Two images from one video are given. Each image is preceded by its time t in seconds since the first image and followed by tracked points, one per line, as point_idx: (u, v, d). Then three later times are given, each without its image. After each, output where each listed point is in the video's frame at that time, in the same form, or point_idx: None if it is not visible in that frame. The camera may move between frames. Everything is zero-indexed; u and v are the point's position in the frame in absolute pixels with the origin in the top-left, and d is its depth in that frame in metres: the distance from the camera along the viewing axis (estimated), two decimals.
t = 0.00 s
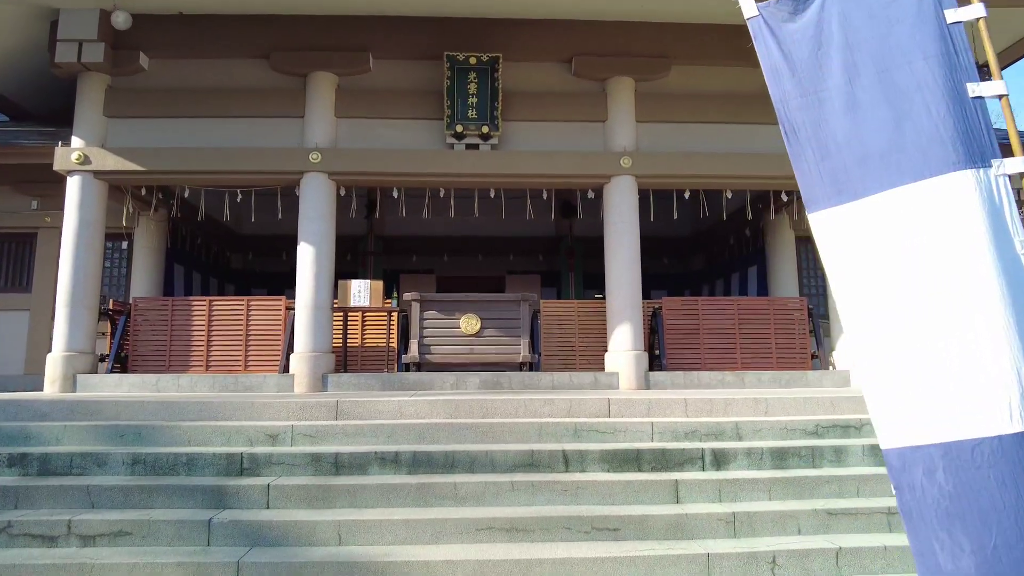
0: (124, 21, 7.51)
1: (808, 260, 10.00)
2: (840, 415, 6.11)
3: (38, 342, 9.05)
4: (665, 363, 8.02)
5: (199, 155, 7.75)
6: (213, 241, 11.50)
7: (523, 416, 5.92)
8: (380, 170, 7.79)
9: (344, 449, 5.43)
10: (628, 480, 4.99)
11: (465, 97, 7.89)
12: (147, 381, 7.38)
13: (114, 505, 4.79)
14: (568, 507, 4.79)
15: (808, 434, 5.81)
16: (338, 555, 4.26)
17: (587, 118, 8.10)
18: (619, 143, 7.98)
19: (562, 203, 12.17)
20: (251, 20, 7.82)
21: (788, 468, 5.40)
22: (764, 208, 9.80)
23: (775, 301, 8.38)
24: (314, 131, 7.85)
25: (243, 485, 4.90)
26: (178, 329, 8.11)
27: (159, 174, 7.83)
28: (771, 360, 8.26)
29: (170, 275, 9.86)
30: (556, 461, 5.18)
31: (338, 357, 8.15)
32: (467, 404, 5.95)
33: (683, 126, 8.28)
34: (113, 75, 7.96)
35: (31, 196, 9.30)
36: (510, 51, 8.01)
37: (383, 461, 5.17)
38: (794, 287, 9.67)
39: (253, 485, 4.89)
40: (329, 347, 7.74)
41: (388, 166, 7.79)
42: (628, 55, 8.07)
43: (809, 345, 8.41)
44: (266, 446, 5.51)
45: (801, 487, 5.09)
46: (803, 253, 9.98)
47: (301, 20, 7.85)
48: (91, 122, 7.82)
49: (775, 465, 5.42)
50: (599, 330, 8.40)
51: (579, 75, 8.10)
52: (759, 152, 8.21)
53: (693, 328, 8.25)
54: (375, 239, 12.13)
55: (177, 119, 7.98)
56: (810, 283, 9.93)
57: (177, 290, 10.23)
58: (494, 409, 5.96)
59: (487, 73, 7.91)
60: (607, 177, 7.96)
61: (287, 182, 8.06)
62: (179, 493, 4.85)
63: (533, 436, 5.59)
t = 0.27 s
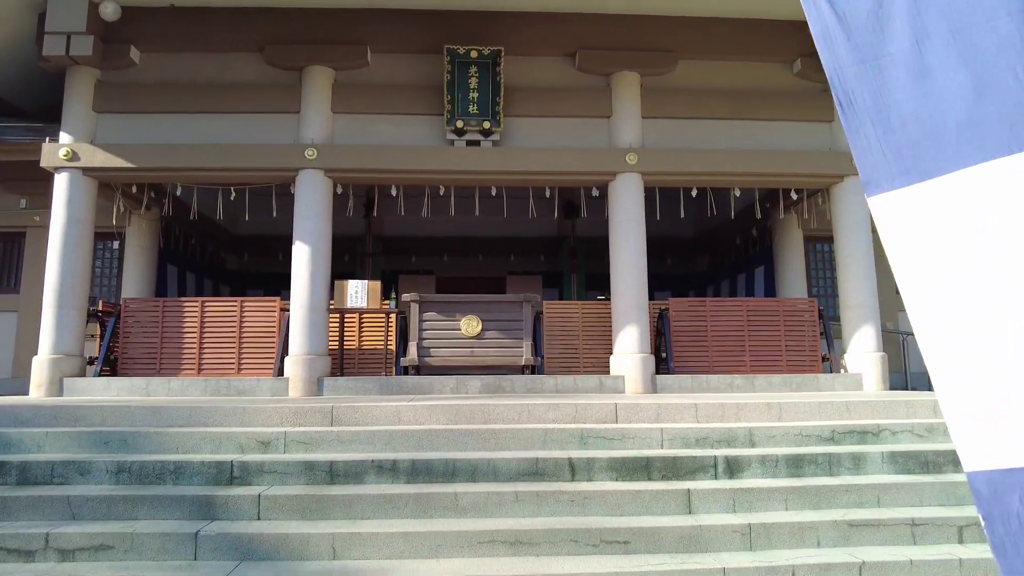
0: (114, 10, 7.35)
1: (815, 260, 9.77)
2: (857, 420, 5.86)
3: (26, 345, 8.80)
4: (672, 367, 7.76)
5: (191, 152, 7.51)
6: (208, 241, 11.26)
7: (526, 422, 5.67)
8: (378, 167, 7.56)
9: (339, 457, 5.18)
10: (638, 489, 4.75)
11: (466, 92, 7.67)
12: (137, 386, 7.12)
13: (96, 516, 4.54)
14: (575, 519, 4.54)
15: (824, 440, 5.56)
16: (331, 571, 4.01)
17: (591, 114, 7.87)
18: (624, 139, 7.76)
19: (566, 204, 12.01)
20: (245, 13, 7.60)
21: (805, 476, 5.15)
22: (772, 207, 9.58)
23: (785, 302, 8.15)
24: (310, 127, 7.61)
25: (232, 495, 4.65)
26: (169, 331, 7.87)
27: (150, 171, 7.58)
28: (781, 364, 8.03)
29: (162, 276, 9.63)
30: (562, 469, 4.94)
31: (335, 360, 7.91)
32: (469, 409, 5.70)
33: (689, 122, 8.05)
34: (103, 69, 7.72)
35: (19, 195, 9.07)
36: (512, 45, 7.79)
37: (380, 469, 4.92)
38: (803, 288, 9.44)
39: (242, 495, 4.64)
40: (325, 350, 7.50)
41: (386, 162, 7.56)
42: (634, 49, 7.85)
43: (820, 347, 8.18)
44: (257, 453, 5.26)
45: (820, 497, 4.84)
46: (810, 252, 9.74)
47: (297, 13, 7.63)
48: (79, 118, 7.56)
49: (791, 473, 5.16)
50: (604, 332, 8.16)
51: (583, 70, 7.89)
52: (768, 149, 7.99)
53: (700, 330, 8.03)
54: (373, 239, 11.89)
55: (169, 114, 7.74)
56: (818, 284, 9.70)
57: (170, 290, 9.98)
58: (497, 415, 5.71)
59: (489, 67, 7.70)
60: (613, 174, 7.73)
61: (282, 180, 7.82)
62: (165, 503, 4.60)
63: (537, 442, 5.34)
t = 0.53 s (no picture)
0: None
1: (824, 257, 9.53)
2: (874, 422, 5.62)
3: (14, 345, 8.55)
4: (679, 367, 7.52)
5: (183, 146, 7.28)
6: (202, 239, 11.02)
7: (529, 424, 5.42)
8: (376, 161, 7.33)
9: (333, 461, 4.93)
10: (648, 495, 4.51)
11: (466, 84, 7.45)
12: (126, 387, 6.87)
13: (76, 525, 4.30)
14: (582, 527, 4.29)
15: (841, 443, 5.32)
16: None
17: (595, 107, 7.65)
18: (629, 133, 7.54)
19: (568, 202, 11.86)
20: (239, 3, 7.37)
21: (822, 482, 4.91)
22: (779, 204, 9.38)
23: (794, 301, 7.92)
24: (305, 120, 7.38)
25: (220, 502, 4.40)
26: (160, 330, 7.62)
27: (140, 166, 7.34)
28: (790, 364, 7.80)
29: (154, 274, 9.39)
30: (567, 474, 4.70)
31: (331, 360, 7.69)
32: (469, 411, 5.46)
33: (696, 116, 7.82)
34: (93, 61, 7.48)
35: (7, 191, 8.83)
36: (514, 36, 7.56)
37: (376, 475, 4.68)
38: (811, 286, 9.22)
39: (230, 502, 4.40)
40: (321, 350, 7.26)
41: (383, 157, 7.33)
42: (639, 40, 7.62)
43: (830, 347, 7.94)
44: (248, 458, 5.01)
45: (839, 503, 4.60)
46: (818, 249, 9.51)
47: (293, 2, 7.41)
48: (67, 110, 7.32)
49: (807, 478, 4.91)
50: (608, 332, 7.92)
51: (587, 62, 7.67)
52: (777, 143, 7.77)
53: (708, 330, 7.80)
54: (371, 238, 11.66)
55: (161, 107, 7.50)
56: (827, 282, 9.46)
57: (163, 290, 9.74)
58: (499, 417, 5.46)
59: (490, 59, 7.48)
60: (617, 169, 7.50)
61: (276, 175, 7.58)
62: (148, 510, 4.36)
63: (541, 446, 5.10)
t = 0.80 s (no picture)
0: None
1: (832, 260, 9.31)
2: (892, 432, 5.39)
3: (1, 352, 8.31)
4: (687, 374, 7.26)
5: (174, 146, 7.06)
6: (197, 243, 10.80)
7: (533, 435, 5.18)
8: (373, 162, 7.12)
9: (327, 475, 4.70)
10: (659, 511, 4.27)
11: (467, 83, 7.24)
12: (114, 395, 6.64)
13: (54, 543, 4.06)
14: (589, 545, 4.06)
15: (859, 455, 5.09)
16: None
17: (599, 107, 7.44)
18: (634, 133, 7.34)
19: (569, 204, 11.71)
20: None
21: (841, 496, 4.67)
22: (785, 206, 9.20)
23: (803, 306, 7.71)
24: (301, 119, 7.17)
25: (207, 518, 4.17)
26: (151, 336, 7.40)
27: (130, 167, 7.12)
28: (800, 370, 7.59)
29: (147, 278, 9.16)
30: (573, 488, 4.47)
31: (328, 367, 7.47)
32: (470, 422, 5.22)
33: (703, 115, 7.62)
34: (82, 58, 7.27)
35: None
36: (516, 33, 7.36)
37: (372, 489, 4.44)
38: (819, 290, 9.02)
39: (218, 518, 4.16)
40: (316, 356, 7.04)
41: (381, 157, 7.12)
42: (644, 38, 7.42)
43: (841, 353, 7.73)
44: (238, 471, 4.78)
45: (860, 519, 4.36)
46: (826, 252, 9.29)
47: None
48: (55, 110, 7.10)
49: (824, 492, 4.68)
50: (612, 337, 7.71)
51: (591, 60, 7.46)
52: (785, 143, 7.57)
53: (715, 335, 7.60)
54: (369, 241, 11.45)
55: (151, 106, 7.28)
56: (836, 287, 9.24)
57: (155, 294, 9.51)
58: (501, 428, 5.22)
59: (491, 57, 7.28)
60: (622, 170, 7.29)
61: (271, 176, 7.36)
62: (132, 527, 4.12)
63: (545, 458, 4.86)
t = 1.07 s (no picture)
0: None
1: (840, 263, 9.12)
2: (910, 439, 5.19)
3: None
4: (694, 379, 7.04)
5: (167, 144, 6.87)
6: (192, 246, 10.61)
7: (536, 443, 4.97)
8: (371, 161, 6.94)
9: (322, 483, 4.48)
10: (670, 523, 4.06)
11: (468, 80, 7.07)
12: (103, 401, 6.43)
13: (33, 556, 3.84)
14: (598, 559, 3.84)
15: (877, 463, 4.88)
16: None
17: (603, 105, 7.27)
18: (639, 131, 7.16)
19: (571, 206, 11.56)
20: None
21: (860, 506, 4.47)
22: (792, 207, 9.03)
23: (812, 309, 7.52)
24: (297, 117, 6.99)
25: (195, 530, 3.95)
26: (142, 340, 7.19)
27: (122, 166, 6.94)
28: (809, 374, 7.39)
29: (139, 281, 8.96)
30: (579, 498, 4.26)
31: (325, 371, 7.26)
32: (471, 428, 5.01)
33: (709, 113, 7.44)
34: (74, 55, 7.10)
35: None
36: (517, 29, 7.19)
37: (369, 499, 4.23)
38: (827, 293, 8.84)
39: (206, 530, 3.94)
40: (312, 360, 6.83)
41: (379, 156, 6.94)
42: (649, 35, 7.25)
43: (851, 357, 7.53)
44: (229, 479, 4.56)
45: (882, 531, 4.16)
46: (834, 255, 9.11)
47: None
48: (45, 107, 6.92)
49: (842, 501, 4.46)
50: (617, 341, 7.51)
51: (594, 58, 7.29)
52: (793, 142, 7.39)
53: (722, 339, 7.40)
54: (367, 244, 11.26)
55: (143, 104, 7.10)
56: (844, 290, 9.05)
57: (149, 297, 9.31)
58: (503, 435, 5.01)
59: (492, 53, 7.11)
60: (626, 169, 7.11)
61: (266, 175, 7.17)
62: (115, 540, 3.90)
63: (550, 467, 4.65)
